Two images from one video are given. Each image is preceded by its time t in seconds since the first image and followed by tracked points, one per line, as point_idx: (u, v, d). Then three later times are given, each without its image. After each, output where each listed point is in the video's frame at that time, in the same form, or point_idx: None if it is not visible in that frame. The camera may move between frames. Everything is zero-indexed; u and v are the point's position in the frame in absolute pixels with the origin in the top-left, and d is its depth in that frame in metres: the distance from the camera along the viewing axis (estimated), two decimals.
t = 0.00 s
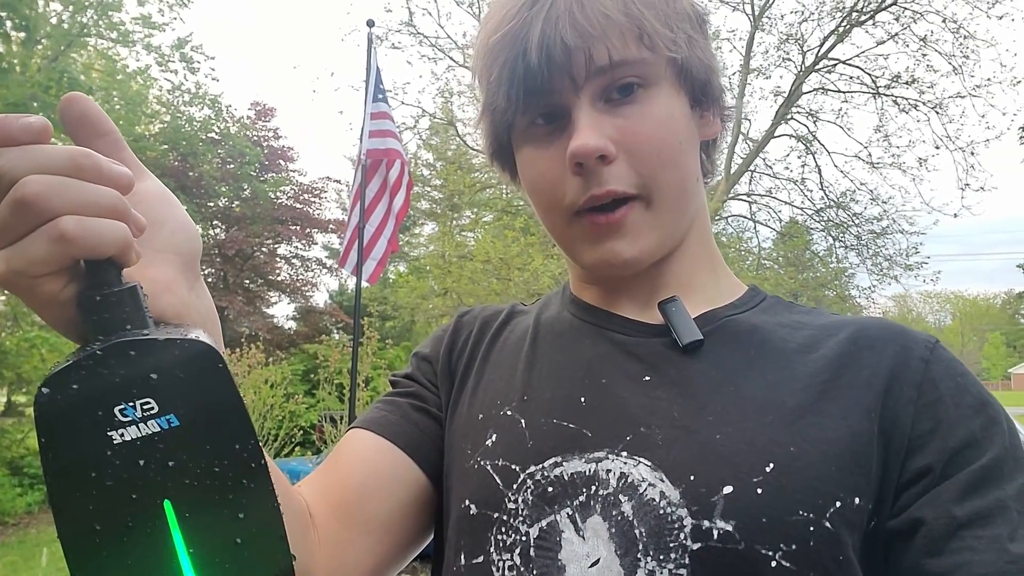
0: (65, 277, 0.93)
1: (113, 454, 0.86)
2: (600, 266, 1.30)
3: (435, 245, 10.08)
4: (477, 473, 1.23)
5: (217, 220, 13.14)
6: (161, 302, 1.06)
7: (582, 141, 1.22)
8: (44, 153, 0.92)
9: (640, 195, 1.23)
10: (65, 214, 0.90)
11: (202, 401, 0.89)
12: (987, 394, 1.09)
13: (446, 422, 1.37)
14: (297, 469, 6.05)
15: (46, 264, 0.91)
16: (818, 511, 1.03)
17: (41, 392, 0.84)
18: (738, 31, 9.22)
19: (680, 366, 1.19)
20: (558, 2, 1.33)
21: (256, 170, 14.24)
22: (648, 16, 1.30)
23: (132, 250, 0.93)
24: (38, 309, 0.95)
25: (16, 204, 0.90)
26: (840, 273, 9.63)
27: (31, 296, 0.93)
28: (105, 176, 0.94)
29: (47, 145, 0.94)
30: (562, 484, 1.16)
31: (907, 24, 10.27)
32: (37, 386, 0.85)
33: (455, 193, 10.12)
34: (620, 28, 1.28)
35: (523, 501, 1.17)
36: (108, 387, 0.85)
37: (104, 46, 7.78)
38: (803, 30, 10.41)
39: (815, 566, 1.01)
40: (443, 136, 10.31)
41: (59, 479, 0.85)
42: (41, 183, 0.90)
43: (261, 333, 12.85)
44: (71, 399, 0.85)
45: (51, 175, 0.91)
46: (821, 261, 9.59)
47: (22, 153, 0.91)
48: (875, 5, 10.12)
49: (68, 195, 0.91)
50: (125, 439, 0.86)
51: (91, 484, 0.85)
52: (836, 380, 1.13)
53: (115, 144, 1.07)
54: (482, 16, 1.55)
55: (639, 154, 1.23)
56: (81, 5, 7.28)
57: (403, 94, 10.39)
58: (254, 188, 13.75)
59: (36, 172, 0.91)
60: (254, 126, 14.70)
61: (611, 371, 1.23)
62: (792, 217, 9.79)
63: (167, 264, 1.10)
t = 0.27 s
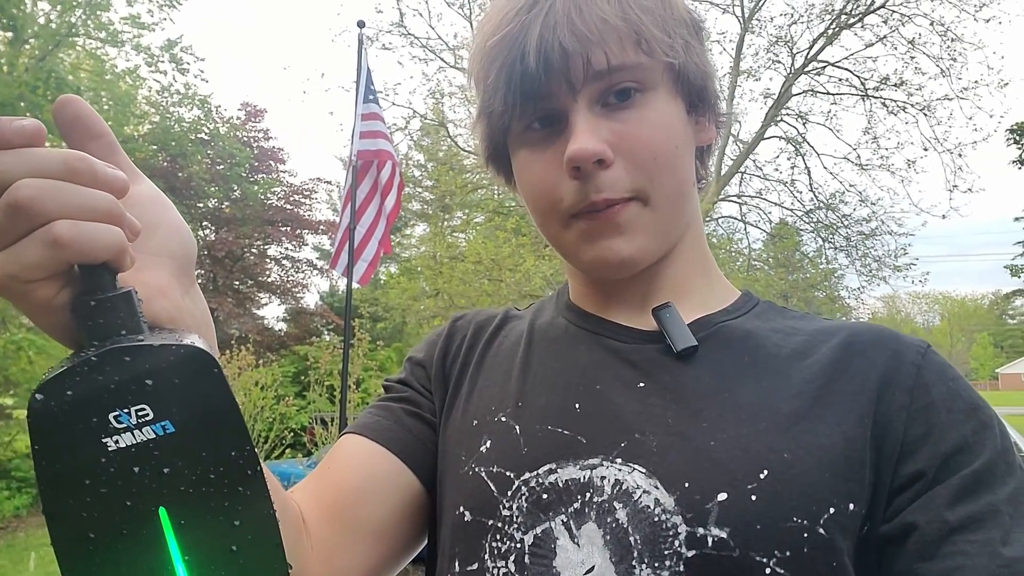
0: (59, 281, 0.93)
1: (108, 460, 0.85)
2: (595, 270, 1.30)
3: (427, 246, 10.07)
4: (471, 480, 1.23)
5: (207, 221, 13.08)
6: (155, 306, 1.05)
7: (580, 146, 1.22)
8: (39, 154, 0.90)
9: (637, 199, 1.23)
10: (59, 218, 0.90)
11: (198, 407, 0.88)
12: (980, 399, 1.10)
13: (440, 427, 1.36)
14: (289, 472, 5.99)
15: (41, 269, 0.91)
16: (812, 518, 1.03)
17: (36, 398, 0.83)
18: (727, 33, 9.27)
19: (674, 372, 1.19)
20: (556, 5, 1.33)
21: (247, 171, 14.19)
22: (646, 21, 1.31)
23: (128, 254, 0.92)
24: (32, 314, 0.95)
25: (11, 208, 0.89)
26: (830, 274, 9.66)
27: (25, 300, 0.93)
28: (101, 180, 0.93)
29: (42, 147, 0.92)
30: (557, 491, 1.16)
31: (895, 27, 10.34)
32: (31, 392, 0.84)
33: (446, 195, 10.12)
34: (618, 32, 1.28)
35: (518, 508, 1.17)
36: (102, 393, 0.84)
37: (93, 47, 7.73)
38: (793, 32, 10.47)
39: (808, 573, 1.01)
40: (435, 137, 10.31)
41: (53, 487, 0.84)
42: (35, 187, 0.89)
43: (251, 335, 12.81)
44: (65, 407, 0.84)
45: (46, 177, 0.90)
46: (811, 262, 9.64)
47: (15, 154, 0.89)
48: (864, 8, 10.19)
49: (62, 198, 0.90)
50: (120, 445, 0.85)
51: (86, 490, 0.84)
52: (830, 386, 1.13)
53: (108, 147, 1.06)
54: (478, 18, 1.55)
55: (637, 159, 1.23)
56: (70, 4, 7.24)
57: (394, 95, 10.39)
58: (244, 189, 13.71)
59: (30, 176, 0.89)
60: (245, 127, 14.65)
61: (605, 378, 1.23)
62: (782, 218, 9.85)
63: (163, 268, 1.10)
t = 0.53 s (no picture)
0: (66, 282, 0.93)
1: (117, 460, 0.86)
2: (596, 264, 1.31)
3: (418, 246, 10.06)
4: (470, 476, 1.23)
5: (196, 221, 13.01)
6: (161, 308, 1.06)
7: (582, 139, 1.23)
8: (42, 156, 0.91)
9: (638, 191, 1.24)
10: (66, 219, 0.90)
11: (208, 404, 0.89)
12: (975, 393, 1.11)
13: (439, 424, 1.37)
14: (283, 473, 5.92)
15: (47, 269, 0.91)
16: (809, 511, 1.04)
17: (44, 397, 0.84)
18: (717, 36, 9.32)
19: (672, 369, 1.20)
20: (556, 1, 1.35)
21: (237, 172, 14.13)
22: (646, 17, 1.33)
23: (134, 255, 0.93)
24: (39, 316, 0.95)
25: (16, 209, 0.90)
26: (819, 276, 9.71)
27: (32, 302, 0.94)
28: (105, 181, 0.93)
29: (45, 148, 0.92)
30: (556, 486, 1.16)
31: (884, 31, 10.43)
32: (40, 392, 0.84)
33: (437, 195, 10.12)
34: (618, 28, 1.30)
35: (517, 504, 1.18)
36: (110, 393, 0.85)
37: (82, 45, 7.69)
38: (782, 35, 10.54)
39: (805, 566, 1.02)
40: (425, 137, 10.30)
41: (62, 489, 0.84)
42: (40, 188, 0.90)
43: (240, 335, 12.76)
44: (74, 408, 0.85)
45: (51, 179, 0.90)
46: (800, 263, 9.69)
47: (19, 156, 0.90)
48: (853, 11, 10.27)
49: (68, 198, 0.90)
50: (130, 444, 0.86)
51: (96, 488, 0.85)
52: (826, 382, 1.15)
53: (108, 148, 1.06)
54: (477, 14, 1.56)
55: (638, 152, 1.24)
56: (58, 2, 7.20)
57: (385, 96, 10.38)
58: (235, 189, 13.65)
59: (36, 177, 0.90)
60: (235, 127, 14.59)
61: (604, 374, 1.24)
62: (771, 220, 9.91)
63: (163, 268, 1.10)
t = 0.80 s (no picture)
0: (65, 278, 0.93)
1: (119, 460, 0.86)
2: (593, 261, 1.30)
3: (408, 245, 10.03)
4: (467, 477, 1.22)
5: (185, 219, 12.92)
6: (161, 305, 1.05)
7: (580, 135, 1.22)
8: (43, 148, 0.91)
9: (636, 188, 1.24)
10: (66, 213, 0.90)
11: (210, 404, 0.90)
12: (970, 391, 1.11)
13: (435, 425, 1.36)
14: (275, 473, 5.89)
15: (47, 264, 0.91)
16: (807, 511, 1.04)
17: (44, 396, 0.84)
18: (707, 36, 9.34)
19: (669, 369, 1.19)
20: None
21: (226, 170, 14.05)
22: (643, 13, 1.33)
23: (134, 249, 0.93)
24: (37, 311, 0.95)
25: (15, 202, 0.89)
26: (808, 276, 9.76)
27: (31, 297, 0.93)
28: (106, 175, 0.93)
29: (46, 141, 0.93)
30: (554, 487, 1.16)
31: (873, 32, 10.49)
32: (39, 389, 0.85)
33: (428, 194, 10.11)
34: (615, 23, 1.30)
35: (514, 505, 1.17)
36: (112, 391, 0.86)
37: (70, 42, 7.62)
38: (772, 36, 10.58)
39: (803, 566, 1.02)
40: (416, 136, 10.26)
41: (61, 490, 0.85)
42: (42, 181, 0.90)
43: (229, 334, 12.69)
44: (74, 406, 0.85)
45: (52, 172, 0.90)
46: (789, 263, 9.74)
47: (18, 149, 0.90)
48: (842, 13, 10.32)
49: (69, 192, 0.90)
50: (130, 445, 0.87)
51: (97, 490, 0.85)
52: (823, 381, 1.14)
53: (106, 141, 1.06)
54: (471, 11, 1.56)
55: (636, 148, 1.24)
56: None
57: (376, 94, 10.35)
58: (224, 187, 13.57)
59: (37, 170, 0.90)
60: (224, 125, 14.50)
61: (602, 374, 1.23)
62: (760, 220, 9.95)
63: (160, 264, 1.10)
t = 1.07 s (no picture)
0: (50, 278, 0.92)
1: (105, 464, 0.86)
2: (583, 262, 1.30)
3: (399, 247, 10.00)
4: (458, 477, 1.22)
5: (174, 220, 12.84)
6: (149, 306, 1.04)
7: (569, 135, 1.22)
8: (28, 146, 0.90)
9: (626, 189, 1.24)
10: (52, 212, 0.89)
11: (198, 408, 0.90)
12: (959, 390, 1.12)
13: (426, 426, 1.35)
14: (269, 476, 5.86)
15: (31, 264, 0.90)
16: (799, 509, 1.04)
17: (28, 398, 0.83)
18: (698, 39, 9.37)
19: (661, 369, 1.19)
20: None
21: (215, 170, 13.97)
22: (633, 13, 1.33)
23: (120, 250, 0.92)
24: (23, 311, 0.94)
25: None
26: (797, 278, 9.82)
27: (16, 297, 0.93)
28: (92, 174, 0.92)
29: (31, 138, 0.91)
30: (546, 487, 1.16)
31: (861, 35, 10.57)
32: (22, 392, 0.84)
33: (419, 195, 10.10)
34: (605, 23, 1.30)
35: (506, 505, 1.17)
36: (98, 394, 0.85)
37: (57, 41, 7.58)
38: (761, 39, 10.63)
39: (795, 565, 1.02)
40: (407, 137, 10.21)
41: (47, 494, 0.85)
42: (26, 180, 0.89)
43: (218, 335, 12.62)
44: (59, 409, 0.85)
45: (36, 171, 0.89)
46: (779, 265, 9.80)
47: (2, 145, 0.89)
48: (831, 16, 10.38)
49: (53, 190, 0.89)
50: (117, 447, 0.86)
51: (84, 493, 0.85)
52: (814, 381, 1.15)
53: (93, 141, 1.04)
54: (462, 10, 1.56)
55: (626, 148, 1.24)
56: None
57: (366, 95, 10.32)
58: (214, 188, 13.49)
59: (20, 169, 0.89)
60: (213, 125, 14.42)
61: (594, 373, 1.23)
62: (750, 222, 9.99)
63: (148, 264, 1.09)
